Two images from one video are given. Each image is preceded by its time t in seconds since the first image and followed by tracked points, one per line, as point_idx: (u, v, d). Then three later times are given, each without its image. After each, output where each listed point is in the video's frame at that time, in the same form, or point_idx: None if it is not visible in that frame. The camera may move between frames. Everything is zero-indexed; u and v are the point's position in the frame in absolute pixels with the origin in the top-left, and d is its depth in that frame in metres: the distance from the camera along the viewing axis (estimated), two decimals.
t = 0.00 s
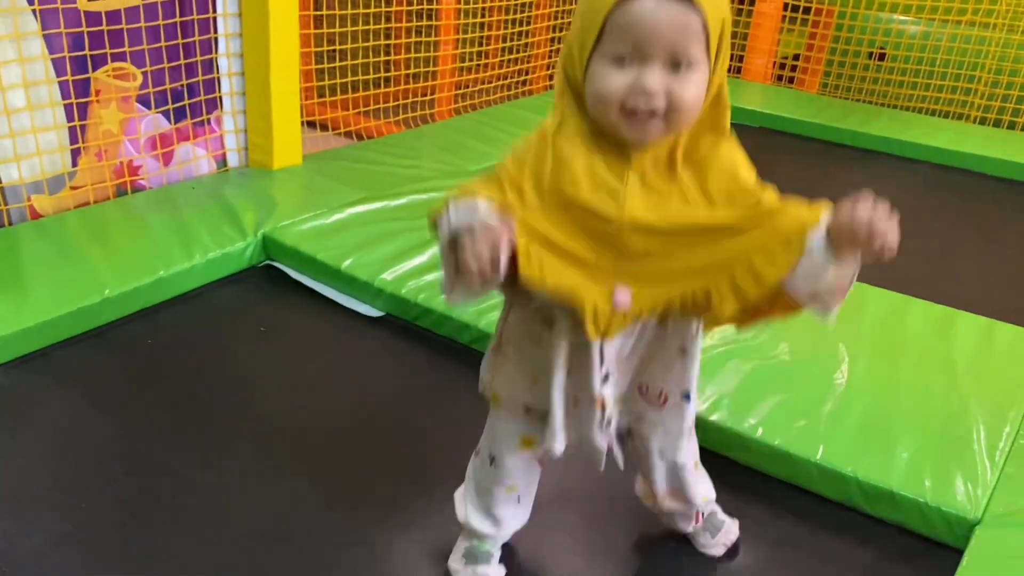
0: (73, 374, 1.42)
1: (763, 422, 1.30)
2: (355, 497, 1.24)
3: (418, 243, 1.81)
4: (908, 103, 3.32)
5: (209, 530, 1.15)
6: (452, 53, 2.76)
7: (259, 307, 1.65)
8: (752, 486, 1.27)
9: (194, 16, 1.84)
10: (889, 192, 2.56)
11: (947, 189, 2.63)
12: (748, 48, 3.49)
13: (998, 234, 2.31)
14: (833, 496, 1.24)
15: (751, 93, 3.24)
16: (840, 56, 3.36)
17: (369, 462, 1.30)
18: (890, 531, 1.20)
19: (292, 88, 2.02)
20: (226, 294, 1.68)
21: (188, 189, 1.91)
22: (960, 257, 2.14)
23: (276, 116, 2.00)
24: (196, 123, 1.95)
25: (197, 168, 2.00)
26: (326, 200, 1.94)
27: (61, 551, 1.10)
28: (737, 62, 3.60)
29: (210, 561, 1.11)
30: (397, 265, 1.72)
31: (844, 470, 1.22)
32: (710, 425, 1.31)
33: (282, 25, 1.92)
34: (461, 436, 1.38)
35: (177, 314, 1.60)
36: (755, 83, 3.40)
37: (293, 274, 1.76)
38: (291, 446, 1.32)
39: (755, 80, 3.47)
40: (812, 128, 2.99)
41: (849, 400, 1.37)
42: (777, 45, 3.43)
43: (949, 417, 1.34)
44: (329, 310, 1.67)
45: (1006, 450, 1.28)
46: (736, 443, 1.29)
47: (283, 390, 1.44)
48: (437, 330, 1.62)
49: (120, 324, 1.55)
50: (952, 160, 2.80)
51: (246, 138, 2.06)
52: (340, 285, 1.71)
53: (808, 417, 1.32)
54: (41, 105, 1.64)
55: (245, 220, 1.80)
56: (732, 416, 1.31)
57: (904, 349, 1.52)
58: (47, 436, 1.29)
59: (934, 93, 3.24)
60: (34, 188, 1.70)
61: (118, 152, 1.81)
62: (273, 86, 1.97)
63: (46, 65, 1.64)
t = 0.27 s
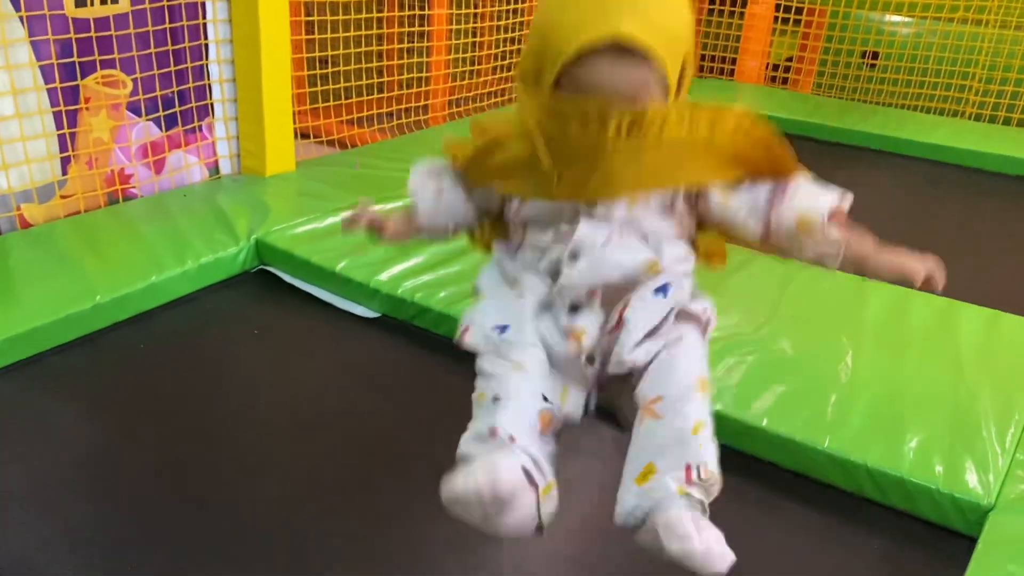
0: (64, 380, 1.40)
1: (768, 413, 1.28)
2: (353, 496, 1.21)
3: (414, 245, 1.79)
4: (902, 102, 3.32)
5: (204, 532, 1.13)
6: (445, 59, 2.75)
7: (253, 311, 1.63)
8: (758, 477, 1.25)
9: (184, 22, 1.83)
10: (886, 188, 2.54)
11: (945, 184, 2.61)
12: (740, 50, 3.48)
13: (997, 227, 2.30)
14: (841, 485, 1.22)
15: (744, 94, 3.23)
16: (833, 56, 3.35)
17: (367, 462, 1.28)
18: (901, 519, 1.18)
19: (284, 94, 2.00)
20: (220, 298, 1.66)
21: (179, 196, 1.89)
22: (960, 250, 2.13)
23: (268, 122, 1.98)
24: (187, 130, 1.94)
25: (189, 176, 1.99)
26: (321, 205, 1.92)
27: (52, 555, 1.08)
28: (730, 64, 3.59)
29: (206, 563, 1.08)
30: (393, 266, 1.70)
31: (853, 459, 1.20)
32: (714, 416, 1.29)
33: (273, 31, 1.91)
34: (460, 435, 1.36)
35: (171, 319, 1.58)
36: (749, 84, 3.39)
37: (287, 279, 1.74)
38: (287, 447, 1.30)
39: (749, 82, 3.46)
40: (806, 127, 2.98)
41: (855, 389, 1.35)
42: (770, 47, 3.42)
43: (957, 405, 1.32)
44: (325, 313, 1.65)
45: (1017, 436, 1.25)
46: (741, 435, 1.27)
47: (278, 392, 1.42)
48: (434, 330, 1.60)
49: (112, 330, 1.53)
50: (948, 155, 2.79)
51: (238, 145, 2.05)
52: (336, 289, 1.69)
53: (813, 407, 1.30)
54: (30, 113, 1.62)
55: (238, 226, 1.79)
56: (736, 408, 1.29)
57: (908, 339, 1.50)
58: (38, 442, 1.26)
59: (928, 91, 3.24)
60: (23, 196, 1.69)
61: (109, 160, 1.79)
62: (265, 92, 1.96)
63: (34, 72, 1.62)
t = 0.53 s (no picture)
0: (73, 394, 1.42)
1: (769, 408, 1.30)
2: (362, 500, 1.23)
3: (415, 251, 1.81)
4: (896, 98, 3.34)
5: (216, 539, 1.14)
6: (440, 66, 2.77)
7: (258, 321, 1.65)
8: (762, 472, 1.26)
9: (182, 35, 1.85)
10: (881, 185, 2.56)
11: (939, 179, 2.63)
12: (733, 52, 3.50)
13: (993, 220, 2.32)
14: (843, 479, 1.24)
15: (738, 95, 3.25)
16: (826, 55, 3.37)
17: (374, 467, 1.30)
18: (904, 509, 1.19)
19: (283, 105, 2.02)
20: (224, 309, 1.68)
21: (181, 209, 1.90)
22: (956, 243, 2.14)
23: (267, 133, 2.00)
24: (187, 143, 1.96)
25: (190, 188, 2.00)
26: (322, 214, 1.94)
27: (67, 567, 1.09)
28: (723, 66, 3.61)
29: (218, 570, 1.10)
30: (395, 272, 1.72)
31: (854, 451, 1.22)
32: (716, 413, 1.31)
33: (270, 42, 1.92)
34: (466, 437, 1.37)
35: (177, 331, 1.60)
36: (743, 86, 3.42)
37: (291, 288, 1.76)
38: (296, 454, 1.31)
39: (743, 83, 3.48)
40: (801, 126, 3.00)
41: (855, 382, 1.37)
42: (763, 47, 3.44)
43: (956, 394, 1.34)
44: (329, 321, 1.67)
45: (1016, 423, 1.27)
46: (743, 430, 1.29)
47: (285, 400, 1.44)
48: (438, 335, 1.62)
49: (119, 343, 1.55)
50: (943, 150, 2.81)
51: (238, 156, 2.07)
52: (339, 297, 1.71)
53: (813, 402, 1.32)
54: (32, 128, 1.64)
55: (240, 236, 1.80)
56: (737, 404, 1.31)
57: (906, 331, 1.52)
58: (50, 455, 1.28)
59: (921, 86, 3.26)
60: (27, 212, 1.70)
61: (111, 174, 1.82)
62: (263, 104, 1.97)
63: (36, 88, 1.64)
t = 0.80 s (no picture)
0: (86, 391, 1.43)
1: (779, 391, 1.31)
2: (376, 489, 1.24)
3: (422, 248, 1.82)
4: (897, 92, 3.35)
5: (232, 529, 1.15)
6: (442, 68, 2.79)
7: (267, 318, 1.66)
8: (773, 455, 1.27)
9: (187, 40, 1.86)
10: (884, 176, 2.57)
11: (943, 170, 2.64)
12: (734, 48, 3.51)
13: (997, 209, 2.32)
14: (854, 459, 1.25)
15: (739, 91, 3.26)
16: (826, 50, 3.38)
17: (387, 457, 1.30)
18: (915, 488, 1.20)
19: (288, 107, 2.03)
20: (233, 307, 1.70)
21: (189, 211, 1.92)
22: (961, 232, 2.15)
23: (272, 135, 2.01)
24: (194, 146, 1.97)
25: (198, 191, 2.02)
26: (329, 214, 1.96)
27: (84, 557, 1.10)
28: (724, 63, 3.62)
29: (234, 558, 1.11)
30: (403, 268, 1.73)
31: (864, 431, 1.22)
32: (726, 396, 1.32)
33: (274, 45, 1.94)
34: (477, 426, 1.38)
35: (187, 329, 1.62)
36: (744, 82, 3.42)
37: (300, 286, 1.77)
38: (308, 446, 1.32)
39: (744, 80, 3.49)
40: (803, 120, 3.01)
41: (863, 366, 1.37)
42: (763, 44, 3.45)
43: (965, 376, 1.34)
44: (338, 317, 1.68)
45: None
46: (753, 413, 1.30)
47: (297, 394, 1.45)
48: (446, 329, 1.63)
49: (130, 341, 1.56)
50: (945, 142, 2.82)
51: (244, 159, 2.08)
52: (348, 293, 1.72)
53: (822, 385, 1.33)
54: (41, 134, 1.66)
55: (248, 236, 1.82)
56: (747, 388, 1.32)
57: (913, 316, 1.52)
58: (65, 450, 1.29)
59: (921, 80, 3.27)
60: (37, 216, 1.72)
61: (119, 178, 1.83)
62: (268, 106, 1.99)
63: (44, 93, 1.65)
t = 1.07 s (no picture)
0: (103, 391, 1.44)
1: (792, 390, 1.31)
2: (392, 490, 1.25)
3: (433, 246, 1.82)
4: (905, 84, 3.34)
5: (250, 530, 1.16)
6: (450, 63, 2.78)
7: (280, 318, 1.67)
8: (787, 454, 1.28)
9: (197, 37, 1.86)
10: (893, 170, 2.57)
11: (952, 163, 2.63)
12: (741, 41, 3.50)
13: (1007, 202, 2.32)
14: (868, 458, 1.25)
15: (747, 85, 3.26)
16: (834, 42, 3.37)
17: (402, 457, 1.31)
18: (929, 487, 1.21)
19: (297, 104, 2.03)
20: (246, 307, 1.70)
21: (200, 210, 1.92)
22: (971, 227, 2.15)
23: (282, 132, 2.01)
24: (204, 144, 1.97)
25: (208, 188, 2.02)
26: (339, 210, 1.96)
27: (105, 558, 1.11)
28: (731, 56, 3.61)
29: (253, 559, 1.12)
30: (414, 266, 1.73)
31: (877, 429, 1.22)
32: (740, 396, 1.32)
33: (282, 42, 1.93)
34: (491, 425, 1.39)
35: (200, 329, 1.62)
36: (751, 75, 3.42)
37: (312, 285, 1.78)
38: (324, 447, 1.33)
39: (751, 73, 3.49)
40: (811, 114, 3.00)
41: (876, 361, 1.37)
42: (770, 37, 3.45)
43: (979, 371, 1.34)
44: (350, 317, 1.69)
45: None
46: (766, 412, 1.31)
47: (311, 395, 1.45)
48: (458, 327, 1.63)
49: (144, 342, 1.57)
50: (953, 135, 2.81)
51: (254, 156, 2.08)
52: (359, 292, 1.73)
53: (835, 383, 1.33)
54: (53, 132, 1.66)
55: (260, 234, 1.82)
56: (760, 386, 1.32)
57: (925, 310, 1.52)
58: (82, 452, 1.30)
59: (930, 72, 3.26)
60: (49, 214, 1.73)
61: (130, 176, 1.84)
62: (278, 103, 1.99)
63: (55, 92, 1.66)
